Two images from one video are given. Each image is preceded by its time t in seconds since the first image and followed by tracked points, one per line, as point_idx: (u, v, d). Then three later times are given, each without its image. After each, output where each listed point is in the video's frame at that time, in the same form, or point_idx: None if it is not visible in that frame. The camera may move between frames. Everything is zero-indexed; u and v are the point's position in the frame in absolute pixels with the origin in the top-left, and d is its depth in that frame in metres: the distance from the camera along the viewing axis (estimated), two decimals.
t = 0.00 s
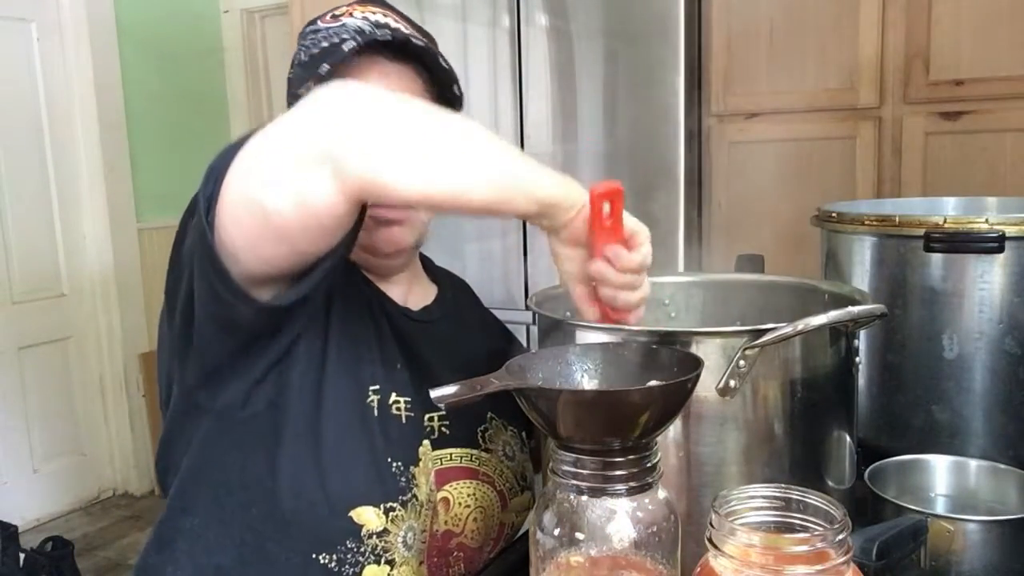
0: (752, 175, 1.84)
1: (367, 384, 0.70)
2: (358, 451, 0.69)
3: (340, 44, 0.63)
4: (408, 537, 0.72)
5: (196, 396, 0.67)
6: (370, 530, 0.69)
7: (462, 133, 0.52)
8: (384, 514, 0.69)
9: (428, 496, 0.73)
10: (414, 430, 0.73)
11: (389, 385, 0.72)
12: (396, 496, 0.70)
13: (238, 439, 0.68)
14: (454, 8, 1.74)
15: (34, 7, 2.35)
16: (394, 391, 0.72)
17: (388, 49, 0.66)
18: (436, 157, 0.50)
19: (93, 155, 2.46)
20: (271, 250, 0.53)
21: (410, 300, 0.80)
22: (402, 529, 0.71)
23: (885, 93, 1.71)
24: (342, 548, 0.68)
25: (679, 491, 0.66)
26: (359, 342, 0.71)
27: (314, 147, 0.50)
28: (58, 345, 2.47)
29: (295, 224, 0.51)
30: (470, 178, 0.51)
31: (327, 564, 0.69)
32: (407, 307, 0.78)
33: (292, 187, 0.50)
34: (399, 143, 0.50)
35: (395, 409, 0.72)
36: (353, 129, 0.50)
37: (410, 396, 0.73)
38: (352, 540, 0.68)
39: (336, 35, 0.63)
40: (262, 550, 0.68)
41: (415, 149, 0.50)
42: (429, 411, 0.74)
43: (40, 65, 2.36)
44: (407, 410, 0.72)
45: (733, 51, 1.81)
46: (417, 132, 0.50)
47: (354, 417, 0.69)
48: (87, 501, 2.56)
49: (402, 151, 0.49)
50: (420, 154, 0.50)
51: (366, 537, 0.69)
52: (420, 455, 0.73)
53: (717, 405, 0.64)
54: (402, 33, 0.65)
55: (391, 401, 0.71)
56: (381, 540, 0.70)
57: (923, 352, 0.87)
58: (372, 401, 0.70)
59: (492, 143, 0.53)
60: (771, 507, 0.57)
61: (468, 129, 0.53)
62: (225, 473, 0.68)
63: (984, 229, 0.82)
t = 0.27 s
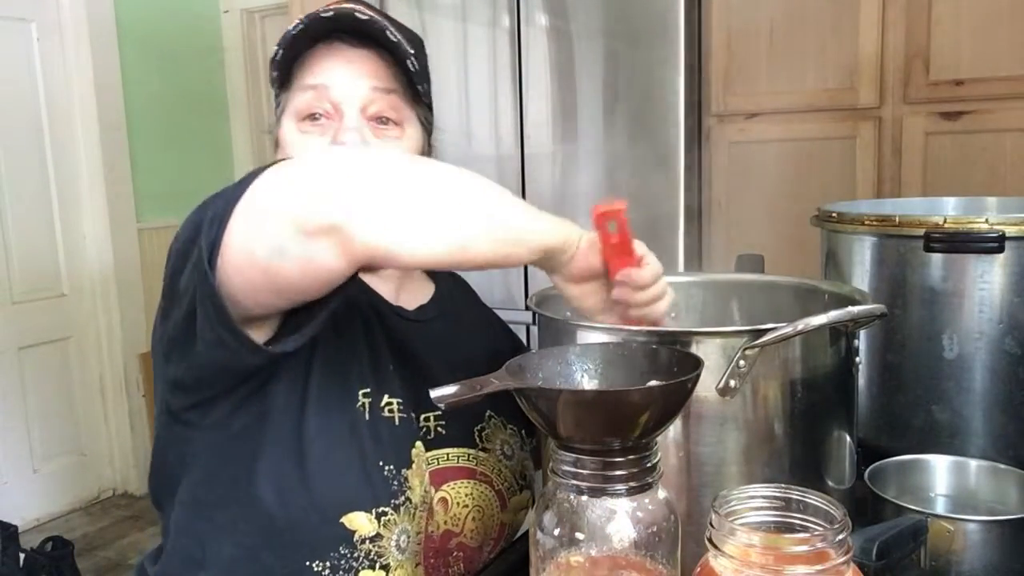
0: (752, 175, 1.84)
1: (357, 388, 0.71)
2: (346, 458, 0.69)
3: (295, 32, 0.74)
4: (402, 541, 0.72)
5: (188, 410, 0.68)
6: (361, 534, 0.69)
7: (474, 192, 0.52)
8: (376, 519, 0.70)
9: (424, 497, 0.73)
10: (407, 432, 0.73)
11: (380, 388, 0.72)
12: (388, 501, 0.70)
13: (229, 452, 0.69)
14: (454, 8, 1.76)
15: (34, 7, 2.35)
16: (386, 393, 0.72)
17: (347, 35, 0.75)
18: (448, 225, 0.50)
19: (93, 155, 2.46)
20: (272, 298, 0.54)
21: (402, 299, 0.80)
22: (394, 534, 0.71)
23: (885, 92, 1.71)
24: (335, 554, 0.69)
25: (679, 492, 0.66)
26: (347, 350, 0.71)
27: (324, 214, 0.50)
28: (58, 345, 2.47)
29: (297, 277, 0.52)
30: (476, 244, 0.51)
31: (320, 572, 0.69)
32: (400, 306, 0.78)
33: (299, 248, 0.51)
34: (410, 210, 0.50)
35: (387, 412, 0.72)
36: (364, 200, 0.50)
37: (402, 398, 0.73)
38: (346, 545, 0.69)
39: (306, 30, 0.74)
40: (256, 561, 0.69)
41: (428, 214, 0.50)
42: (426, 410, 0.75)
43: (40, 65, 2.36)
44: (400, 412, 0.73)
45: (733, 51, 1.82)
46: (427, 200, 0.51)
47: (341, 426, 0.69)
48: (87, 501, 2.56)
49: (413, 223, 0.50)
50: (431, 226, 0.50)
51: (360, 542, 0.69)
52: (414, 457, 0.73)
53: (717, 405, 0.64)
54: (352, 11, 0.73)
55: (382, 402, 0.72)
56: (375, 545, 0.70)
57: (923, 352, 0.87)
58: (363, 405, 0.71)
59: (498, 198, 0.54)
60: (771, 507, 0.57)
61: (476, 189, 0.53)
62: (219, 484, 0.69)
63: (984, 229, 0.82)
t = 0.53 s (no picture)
0: (752, 176, 1.84)
1: (349, 389, 0.72)
2: (339, 459, 0.70)
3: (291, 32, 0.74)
4: (397, 542, 0.72)
5: (180, 414, 0.68)
6: (355, 536, 0.70)
7: (437, 204, 0.52)
8: (370, 521, 0.70)
9: (419, 498, 0.74)
10: (401, 433, 0.73)
11: (373, 388, 0.73)
12: (382, 502, 0.71)
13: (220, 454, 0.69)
14: (454, 8, 1.77)
15: (35, 7, 2.35)
16: (380, 395, 0.73)
17: (345, 37, 0.75)
18: (406, 239, 0.51)
19: (93, 156, 2.46)
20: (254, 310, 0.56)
21: (397, 300, 0.82)
22: (388, 534, 0.71)
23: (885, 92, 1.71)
24: (328, 556, 0.70)
25: (679, 492, 0.66)
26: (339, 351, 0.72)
27: (280, 232, 0.51)
28: (57, 345, 2.47)
29: (271, 293, 0.53)
30: (437, 256, 0.51)
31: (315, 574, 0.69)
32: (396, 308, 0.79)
33: (264, 267, 0.52)
34: (367, 224, 0.51)
35: (381, 413, 0.73)
36: (320, 217, 0.51)
37: (396, 399, 0.74)
38: (340, 547, 0.70)
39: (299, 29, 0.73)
40: (250, 563, 0.69)
41: (393, 224, 0.51)
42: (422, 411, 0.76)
43: (40, 65, 2.36)
44: (394, 414, 0.73)
45: (733, 51, 1.82)
46: (384, 215, 0.51)
47: (335, 427, 0.70)
48: (87, 501, 2.56)
49: (371, 237, 0.51)
50: (388, 239, 0.51)
51: (353, 544, 0.70)
52: (408, 457, 0.73)
53: (717, 405, 0.64)
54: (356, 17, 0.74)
55: (376, 403, 0.73)
56: (368, 547, 0.71)
57: (923, 352, 0.87)
58: (355, 407, 0.71)
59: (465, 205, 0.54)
60: (771, 507, 0.57)
61: (439, 196, 0.53)
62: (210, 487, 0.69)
63: (984, 229, 0.82)
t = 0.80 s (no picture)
0: (752, 175, 1.84)
1: (339, 398, 0.73)
2: (327, 468, 0.71)
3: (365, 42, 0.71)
4: (390, 550, 0.73)
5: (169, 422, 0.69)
6: (347, 544, 0.71)
7: (358, 186, 0.51)
8: (361, 529, 0.72)
9: (412, 504, 0.75)
10: (394, 440, 0.75)
11: (363, 396, 0.74)
12: (373, 510, 0.72)
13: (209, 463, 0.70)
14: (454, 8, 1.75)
15: (35, 7, 2.35)
16: (371, 402, 0.74)
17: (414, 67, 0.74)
18: (317, 231, 0.50)
19: (93, 155, 2.46)
20: (211, 314, 0.58)
21: (397, 304, 0.82)
22: (381, 542, 0.73)
23: (885, 92, 1.71)
24: (321, 564, 0.71)
25: (679, 492, 0.66)
26: (326, 360, 0.73)
27: (198, 233, 0.52)
28: (57, 345, 2.46)
29: (216, 298, 0.55)
30: (352, 246, 0.51)
31: None
32: (391, 310, 0.80)
33: (196, 270, 0.53)
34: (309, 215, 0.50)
35: (373, 420, 0.74)
36: (232, 215, 0.51)
37: (387, 405, 0.75)
38: (332, 555, 0.71)
39: (347, 36, 0.71)
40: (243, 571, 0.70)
41: (332, 213, 0.50)
42: (417, 414, 0.77)
43: (40, 65, 2.36)
44: (385, 420, 0.75)
45: (733, 50, 1.81)
46: (297, 208, 0.51)
47: (324, 435, 0.72)
48: (87, 501, 2.56)
49: (300, 227, 0.50)
50: (299, 234, 0.50)
51: (344, 552, 0.71)
52: (402, 463, 0.75)
53: (717, 405, 0.64)
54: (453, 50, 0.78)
55: (368, 411, 0.74)
56: (360, 554, 0.72)
57: (923, 352, 0.87)
58: (345, 416, 0.73)
59: (382, 188, 0.52)
60: (771, 507, 0.57)
61: (356, 181, 0.52)
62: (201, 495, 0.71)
63: (984, 229, 0.82)
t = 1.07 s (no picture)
0: (752, 175, 1.84)
1: (326, 403, 0.75)
2: (315, 471, 0.74)
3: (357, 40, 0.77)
4: (381, 552, 0.76)
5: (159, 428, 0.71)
6: (337, 549, 0.73)
7: (284, 162, 0.53)
8: (350, 533, 0.74)
9: (404, 505, 0.77)
10: (382, 443, 0.77)
11: (350, 401, 0.76)
12: (363, 513, 0.75)
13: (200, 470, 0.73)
14: (455, 8, 1.73)
15: (36, 8, 2.35)
16: (358, 405, 0.77)
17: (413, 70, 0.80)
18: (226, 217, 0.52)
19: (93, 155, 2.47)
20: (163, 316, 0.59)
21: (389, 303, 0.85)
22: (371, 545, 0.75)
23: (885, 92, 1.71)
24: (310, 569, 0.73)
25: (680, 492, 0.66)
26: (311, 364, 0.76)
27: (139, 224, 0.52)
28: (57, 345, 2.46)
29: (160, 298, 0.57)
30: (260, 228, 0.53)
31: None
32: (384, 311, 0.83)
33: (127, 267, 0.55)
34: (242, 198, 0.52)
35: (361, 423, 0.76)
36: (142, 208, 0.52)
37: (375, 407, 0.77)
38: (321, 559, 0.73)
39: (340, 35, 0.76)
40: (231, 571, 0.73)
41: (264, 194, 0.53)
42: (410, 416, 0.80)
43: (39, 65, 2.37)
44: (373, 423, 0.77)
45: (733, 50, 1.81)
46: (208, 194, 0.52)
47: (312, 438, 0.74)
48: (88, 500, 2.57)
49: (235, 209, 0.52)
50: (208, 222, 0.52)
51: (334, 556, 0.74)
52: (392, 465, 0.77)
53: (717, 405, 0.64)
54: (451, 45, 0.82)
55: (357, 415, 0.76)
56: (350, 558, 0.74)
57: (923, 352, 0.87)
58: (333, 420, 0.75)
59: (256, 167, 0.53)
60: (771, 507, 0.57)
61: (245, 162, 0.52)
62: (193, 499, 0.73)
63: (984, 229, 0.82)
